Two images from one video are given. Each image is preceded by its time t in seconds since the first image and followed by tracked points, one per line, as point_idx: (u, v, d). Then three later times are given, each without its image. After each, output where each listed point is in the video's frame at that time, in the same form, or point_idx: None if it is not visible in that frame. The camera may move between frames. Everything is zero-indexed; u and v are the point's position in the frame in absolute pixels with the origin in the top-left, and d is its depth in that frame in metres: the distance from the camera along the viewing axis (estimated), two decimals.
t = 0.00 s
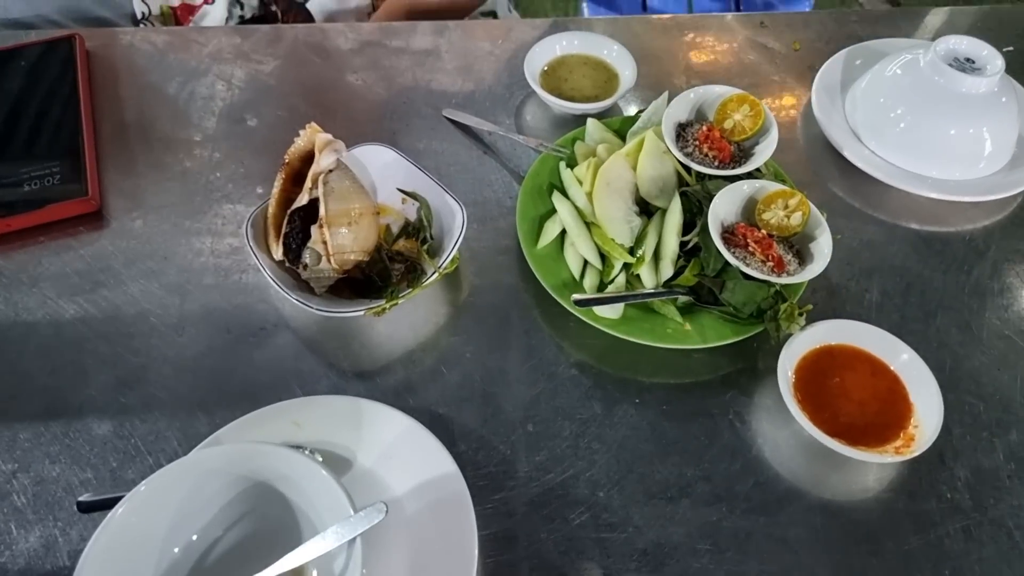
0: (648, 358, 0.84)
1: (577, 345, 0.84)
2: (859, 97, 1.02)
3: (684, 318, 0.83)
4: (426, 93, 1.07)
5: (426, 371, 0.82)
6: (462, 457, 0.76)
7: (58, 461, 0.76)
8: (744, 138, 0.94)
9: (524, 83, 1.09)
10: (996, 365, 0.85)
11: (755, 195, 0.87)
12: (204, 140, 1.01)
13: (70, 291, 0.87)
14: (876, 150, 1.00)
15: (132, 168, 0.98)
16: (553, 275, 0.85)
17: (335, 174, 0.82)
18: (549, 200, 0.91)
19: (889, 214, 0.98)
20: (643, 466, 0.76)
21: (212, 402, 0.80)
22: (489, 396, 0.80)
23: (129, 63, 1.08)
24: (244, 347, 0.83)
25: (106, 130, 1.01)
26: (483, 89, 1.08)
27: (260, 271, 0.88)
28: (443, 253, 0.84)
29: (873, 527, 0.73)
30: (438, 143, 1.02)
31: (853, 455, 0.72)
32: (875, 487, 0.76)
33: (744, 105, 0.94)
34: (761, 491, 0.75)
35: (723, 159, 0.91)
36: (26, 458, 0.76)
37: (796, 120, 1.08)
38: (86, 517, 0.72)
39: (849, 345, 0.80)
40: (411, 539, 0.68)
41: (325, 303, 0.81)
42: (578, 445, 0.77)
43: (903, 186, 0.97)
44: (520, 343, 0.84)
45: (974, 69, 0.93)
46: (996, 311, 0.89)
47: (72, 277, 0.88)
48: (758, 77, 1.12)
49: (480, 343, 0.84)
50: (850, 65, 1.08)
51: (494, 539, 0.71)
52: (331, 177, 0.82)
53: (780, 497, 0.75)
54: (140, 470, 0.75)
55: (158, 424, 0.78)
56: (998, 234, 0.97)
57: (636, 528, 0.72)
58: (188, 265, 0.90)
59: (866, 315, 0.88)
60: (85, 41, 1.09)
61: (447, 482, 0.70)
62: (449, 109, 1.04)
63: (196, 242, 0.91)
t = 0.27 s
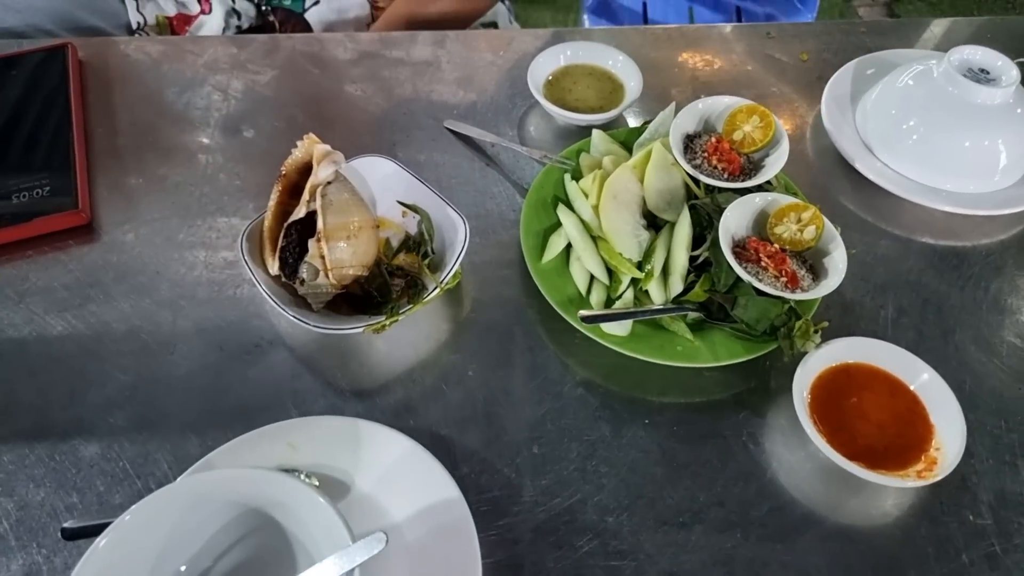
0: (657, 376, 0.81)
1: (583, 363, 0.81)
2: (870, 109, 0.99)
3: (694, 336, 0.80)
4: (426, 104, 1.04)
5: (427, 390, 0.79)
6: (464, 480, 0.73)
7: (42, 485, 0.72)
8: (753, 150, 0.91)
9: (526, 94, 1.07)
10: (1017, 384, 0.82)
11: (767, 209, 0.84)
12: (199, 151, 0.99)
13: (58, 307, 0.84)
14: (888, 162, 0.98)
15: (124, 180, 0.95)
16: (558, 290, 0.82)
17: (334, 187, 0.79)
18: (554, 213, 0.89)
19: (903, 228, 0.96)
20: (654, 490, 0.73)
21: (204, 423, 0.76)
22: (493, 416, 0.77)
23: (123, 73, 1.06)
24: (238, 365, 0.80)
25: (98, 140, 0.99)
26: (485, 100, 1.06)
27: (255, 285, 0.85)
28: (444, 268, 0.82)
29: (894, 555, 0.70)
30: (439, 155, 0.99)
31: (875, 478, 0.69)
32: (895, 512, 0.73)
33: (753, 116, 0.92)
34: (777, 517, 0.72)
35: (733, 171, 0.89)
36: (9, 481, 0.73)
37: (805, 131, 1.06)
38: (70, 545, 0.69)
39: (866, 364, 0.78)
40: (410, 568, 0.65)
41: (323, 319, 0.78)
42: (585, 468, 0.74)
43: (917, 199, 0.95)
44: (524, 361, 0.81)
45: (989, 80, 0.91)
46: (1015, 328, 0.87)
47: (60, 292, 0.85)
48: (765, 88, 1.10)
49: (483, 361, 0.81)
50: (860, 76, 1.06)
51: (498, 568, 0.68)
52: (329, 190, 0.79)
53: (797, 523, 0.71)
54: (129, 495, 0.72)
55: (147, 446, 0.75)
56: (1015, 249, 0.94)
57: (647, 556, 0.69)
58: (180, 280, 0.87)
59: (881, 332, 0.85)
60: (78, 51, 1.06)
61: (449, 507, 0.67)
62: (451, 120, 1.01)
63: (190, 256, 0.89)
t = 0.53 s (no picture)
0: (666, 387, 0.78)
1: (590, 374, 0.79)
2: (883, 112, 0.97)
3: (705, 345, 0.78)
4: (428, 107, 1.02)
5: (428, 401, 0.77)
6: (468, 496, 0.70)
7: (29, 501, 0.70)
8: (764, 154, 0.89)
9: (530, 97, 1.05)
10: None
11: (779, 214, 0.82)
12: (195, 156, 0.96)
13: (48, 315, 0.82)
14: (901, 167, 0.95)
15: (118, 185, 0.93)
16: (564, 298, 0.80)
17: (332, 191, 0.77)
18: (559, 219, 0.86)
19: (918, 234, 0.93)
20: (664, 507, 0.70)
21: (197, 436, 0.74)
22: (497, 429, 0.74)
23: (118, 77, 1.03)
24: (233, 376, 0.78)
25: (92, 145, 0.96)
26: (487, 103, 1.03)
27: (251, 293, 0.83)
28: (446, 275, 0.79)
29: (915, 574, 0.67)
30: (441, 159, 0.97)
31: (896, 495, 0.67)
32: (914, 528, 0.70)
33: (764, 118, 0.89)
34: (793, 535, 0.69)
35: (743, 176, 0.87)
36: None
37: (815, 134, 1.03)
38: (57, 564, 0.66)
39: (883, 375, 0.75)
40: None
41: (321, 329, 0.75)
42: (593, 483, 0.71)
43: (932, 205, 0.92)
44: (529, 372, 0.79)
45: (1005, 82, 0.88)
46: None
47: (50, 301, 0.83)
48: (774, 91, 1.07)
49: (486, 371, 0.79)
50: (871, 78, 1.03)
51: None
52: (328, 194, 0.77)
53: (813, 540, 0.69)
54: (118, 511, 0.69)
55: (138, 460, 0.72)
56: None
57: None
58: (174, 288, 0.84)
59: (897, 341, 0.82)
60: (71, 54, 1.04)
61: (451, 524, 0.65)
62: (452, 124, 0.99)
63: (184, 263, 0.86)
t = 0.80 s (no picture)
0: (674, 397, 0.75)
1: (594, 383, 0.76)
2: (893, 114, 0.94)
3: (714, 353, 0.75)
4: (427, 108, 1.00)
5: (427, 412, 0.74)
6: (468, 511, 0.68)
7: (9, 517, 0.67)
8: (773, 156, 0.86)
9: (531, 98, 1.02)
10: None
11: (789, 218, 0.79)
12: (186, 157, 0.93)
13: (31, 323, 0.79)
14: (913, 169, 0.93)
15: (107, 188, 0.90)
16: (568, 304, 0.77)
17: (327, 194, 0.74)
18: (562, 223, 0.83)
19: (930, 238, 0.91)
20: (672, 523, 0.67)
21: (186, 449, 0.71)
22: (498, 441, 0.71)
23: (108, 77, 1.01)
24: (224, 386, 0.75)
25: (80, 146, 0.94)
26: (488, 104, 1.01)
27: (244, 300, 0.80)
28: (446, 281, 0.76)
29: None
30: (440, 161, 0.94)
31: (914, 510, 0.64)
32: (933, 545, 0.67)
33: (773, 120, 0.87)
34: (806, 552, 0.66)
35: (751, 178, 0.84)
36: None
37: (824, 137, 1.01)
38: None
39: (898, 384, 0.72)
40: None
41: (315, 337, 0.72)
42: (598, 498, 0.68)
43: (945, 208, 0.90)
44: (531, 381, 0.76)
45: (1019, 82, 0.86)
46: None
47: (34, 307, 0.80)
48: (781, 93, 1.05)
49: (486, 381, 0.76)
50: (881, 79, 1.01)
51: None
52: (323, 197, 0.74)
53: (828, 558, 0.66)
54: (102, 529, 0.67)
55: (123, 475, 0.69)
56: None
57: None
58: (164, 294, 0.81)
59: (912, 349, 0.80)
60: (60, 53, 1.02)
61: (451, 542, 0.62)
62: (452, 125, 0.96)
63: (174, 269, 0.83)
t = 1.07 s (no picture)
0: (681, 406, 0.72)
1: (598, 392, 0.73)
2: (904, 112, 0.91)
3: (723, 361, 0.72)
4: (423, 107, 0.96)
5: (424, 423, 0.71)
6: (467, 528, 0.64)
7: None
8: (781, 156, 0.83)
9: (531, 97, 0.99)
10: None
11: (800, 220, 0.76)
12: (174, 158, 0.90)
13: (10, 329, 0.75)
14: (925, 169, 0.90)
15: (91, 189, 0.87)
16: (570, 310, 0.74)
17: (319, 196, 0.71)
18: (564, 225, 0.80)
19: (944, 241, 0.88)
20: (681, 539, 0.64)
21: (171, 462, 0.68)
22: (499, 453, 0.68)
23: (94, 75, 0.98)
24: (211, 396, 0.72)
25: (64, 146, 0.90)
26: (487, 103, 0.98)
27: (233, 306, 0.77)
28: (443, 285, 0.74)
29: None
30: (437, 161, 0.91)
31: (936, 525, 0.61)
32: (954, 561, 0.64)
33: (781, 118, 0.84)
34: (821, 569, 0.63)
35: (760, 178, 0.81)
36: None
37: (832, 136, 0.98)
38: None
39: (915, 392, 0.69)
40: None
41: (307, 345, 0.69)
42: (603, 513, 0.65)
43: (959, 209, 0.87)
44: (532, 390, 0.73)
45: None
46: None
47: (14, 313, 0.77)
48: (788, 91, 1.02)
49: (486, 390, 0.73)
50: (890, 77, 0.98)
51: None
52: (314, 199, 0.71)
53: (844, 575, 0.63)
54: (82, 548, 0.64)
55: (104, 491, 0.67)
56: None
57: None
58: (149, 299, 0.78)
59: (927, 356, 0.77)
60: (45, 51, 0.98)
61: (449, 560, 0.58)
62: (450, 124, 0.93)
63: (160, 273, 0.80)
